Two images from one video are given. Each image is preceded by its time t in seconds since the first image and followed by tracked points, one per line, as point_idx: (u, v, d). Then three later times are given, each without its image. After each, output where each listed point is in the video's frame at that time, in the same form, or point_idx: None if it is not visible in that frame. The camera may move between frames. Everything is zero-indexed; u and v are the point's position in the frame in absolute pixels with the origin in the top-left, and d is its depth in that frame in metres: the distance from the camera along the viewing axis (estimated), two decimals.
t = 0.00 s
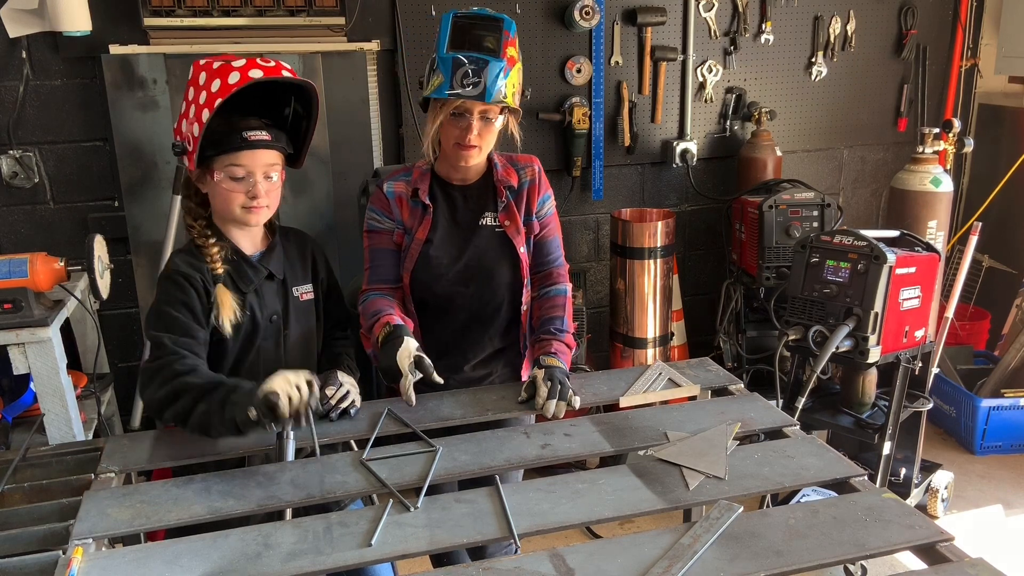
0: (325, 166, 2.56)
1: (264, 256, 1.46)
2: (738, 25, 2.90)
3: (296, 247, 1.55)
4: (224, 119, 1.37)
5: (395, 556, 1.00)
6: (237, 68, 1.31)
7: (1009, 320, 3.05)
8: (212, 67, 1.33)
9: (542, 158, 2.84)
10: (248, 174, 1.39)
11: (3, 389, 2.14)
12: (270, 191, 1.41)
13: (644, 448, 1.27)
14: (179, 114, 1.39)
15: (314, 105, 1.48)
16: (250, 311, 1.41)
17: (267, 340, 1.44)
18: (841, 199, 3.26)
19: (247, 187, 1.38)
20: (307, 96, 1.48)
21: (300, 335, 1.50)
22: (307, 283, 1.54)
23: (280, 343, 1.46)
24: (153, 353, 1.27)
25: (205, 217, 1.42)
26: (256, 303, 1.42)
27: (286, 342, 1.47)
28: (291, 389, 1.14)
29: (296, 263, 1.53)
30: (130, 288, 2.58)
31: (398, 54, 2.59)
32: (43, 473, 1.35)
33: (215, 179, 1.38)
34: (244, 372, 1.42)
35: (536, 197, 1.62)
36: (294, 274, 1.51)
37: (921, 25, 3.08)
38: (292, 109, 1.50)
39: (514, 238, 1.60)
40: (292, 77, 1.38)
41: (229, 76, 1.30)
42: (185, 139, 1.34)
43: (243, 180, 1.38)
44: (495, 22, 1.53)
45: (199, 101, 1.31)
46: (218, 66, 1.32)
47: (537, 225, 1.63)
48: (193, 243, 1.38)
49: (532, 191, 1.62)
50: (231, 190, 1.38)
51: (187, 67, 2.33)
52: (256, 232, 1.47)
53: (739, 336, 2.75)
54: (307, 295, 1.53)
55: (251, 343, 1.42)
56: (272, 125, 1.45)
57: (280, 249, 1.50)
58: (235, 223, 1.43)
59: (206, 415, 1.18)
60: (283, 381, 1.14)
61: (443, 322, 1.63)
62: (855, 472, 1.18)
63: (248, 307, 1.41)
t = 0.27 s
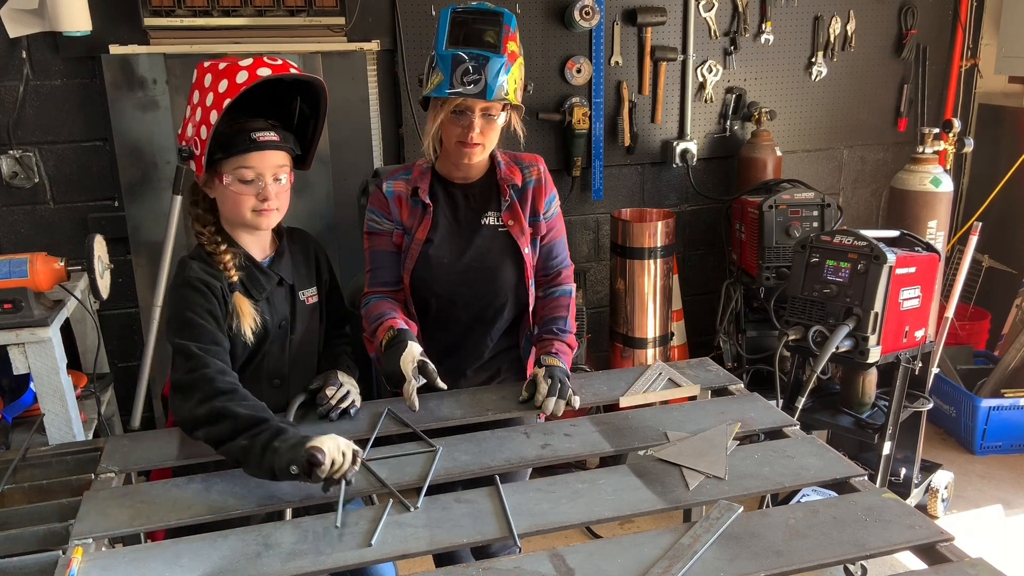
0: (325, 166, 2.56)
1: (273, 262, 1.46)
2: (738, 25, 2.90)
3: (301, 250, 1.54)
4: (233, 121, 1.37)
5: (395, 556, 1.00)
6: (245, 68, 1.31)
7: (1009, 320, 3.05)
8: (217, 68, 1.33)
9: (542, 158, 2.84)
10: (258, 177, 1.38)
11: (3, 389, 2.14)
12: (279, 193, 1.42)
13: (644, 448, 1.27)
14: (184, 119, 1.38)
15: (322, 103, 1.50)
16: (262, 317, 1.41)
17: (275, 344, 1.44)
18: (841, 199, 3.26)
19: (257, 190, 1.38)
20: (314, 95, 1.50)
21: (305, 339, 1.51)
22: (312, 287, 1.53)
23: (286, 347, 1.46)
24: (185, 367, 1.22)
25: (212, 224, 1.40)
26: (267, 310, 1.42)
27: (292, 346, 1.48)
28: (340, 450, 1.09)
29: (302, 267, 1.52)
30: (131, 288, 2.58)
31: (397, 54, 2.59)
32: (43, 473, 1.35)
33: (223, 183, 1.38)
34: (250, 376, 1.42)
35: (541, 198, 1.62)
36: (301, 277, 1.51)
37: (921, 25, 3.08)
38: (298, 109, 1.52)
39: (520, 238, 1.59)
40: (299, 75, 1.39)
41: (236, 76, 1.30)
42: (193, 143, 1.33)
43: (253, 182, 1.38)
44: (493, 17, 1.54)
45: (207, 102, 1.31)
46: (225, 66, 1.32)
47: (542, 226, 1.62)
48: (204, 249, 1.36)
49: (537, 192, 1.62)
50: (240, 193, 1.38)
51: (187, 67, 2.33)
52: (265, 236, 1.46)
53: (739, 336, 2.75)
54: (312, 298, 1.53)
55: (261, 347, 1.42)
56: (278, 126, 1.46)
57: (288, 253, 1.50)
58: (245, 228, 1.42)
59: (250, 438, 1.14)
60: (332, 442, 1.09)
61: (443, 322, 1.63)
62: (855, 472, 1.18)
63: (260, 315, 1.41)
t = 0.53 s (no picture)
0: (325, 165, 2.56)
1: (275, 265, 1.47)
2: (738, 25, 2.89)
3: (302, 252, 1.54)
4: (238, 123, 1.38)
5: (395, 556, 1.00)
6: (250, 68, 1.32)
7: (1009, 320, 3.05)
8: (222, 70, 1.33)
9: (542, 158, 2.84)
10: (261, 179, 1.38)
11: (3, 389, 2.14)
12: (283, 196, 1.42)
13: (644, 448, 1.27)
14: (188, 122, 1.38)
15: (325, 104, 1.51)
16: (264, 322, 1.41)
17: (276, 348, 1.44)
18: (841, 199, 3.26)
19: (260, 192, 1.38)
20: (317, 95, 1.51)
21: (306, 341, 1.51)
22: (313, 289, 1.54)
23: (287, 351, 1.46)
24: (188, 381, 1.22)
25: (213, 228, 1.40)
26: (268, 313, 1.42)
27: (293, 348, 1.48)
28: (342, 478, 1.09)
29: (303, 270, 1.52)
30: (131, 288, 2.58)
31: (397, 54, 2.59)
32: (43, 473, 1.35)
33: (227, 185, 1.38)
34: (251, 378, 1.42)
35: (548, 213, 1.60)
36: (302, 279, 1.51)
37: (922, 25, 3.08)
38: (302, 111, 1.53)
39: (522, 252, 1.57)
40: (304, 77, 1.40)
41: (241, 76, 1.31)
42: (197, 145, 1.33)
43: (256, 184, 1.38)
44: (487, 18, 1.53)
45: (211, 104, 1.31)
46: (230, 68, 1.33)
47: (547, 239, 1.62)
48: (205, 253, 1.36)
49: (544, 206, 1.60)
50: (244, 194, 1.38)
51: (187, 67, 2.33)
52: (267, 239, 1.46)
53: (739, 336, 2.75)
54: (313, 300, 1.53)
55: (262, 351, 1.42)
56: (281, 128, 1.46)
57: (288, 255, 1.50)
58: (248, 231, 1.42)
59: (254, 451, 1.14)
60: (337, 469, 1.09)
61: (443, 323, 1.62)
62: (855, 472, 1.18)
63: (262, 318, 1.41)
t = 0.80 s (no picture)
0: (325, 165, 2.56)
1: (275, 264, 1.47)
2: (738, 25, 2.90)
3: (302, 251, 1.54)
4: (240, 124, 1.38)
5: (395, 556, 1.00)
6: (253, 69, 1.32)
7: (1009, 320, 3.05)
8: (224, 71, 1.33)
9: (542, 158, 2.84)
10: (263, 179, 1.39)
11: (3, 389, 2.14)
12: (284, 196, 1.42)
13: (644, 448, 1.27)
14: (188, 122, 1.38)
15: (327, 104, 1.51)
16: (263, 321, 1.41)
17: (277, 347, 1.45)
18: (841, 199, 3.26)
19: (262, 193, 1.39)
20: (318, 96, 1.52)
21: (306, 340, 1.51)
22: (314, 288, 1.54)
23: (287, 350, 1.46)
24: (188, 380, 1.22)
25: (214, 228, 1.40)
26: (267, 312, 1.43)
27: (294, 347, 1.48)
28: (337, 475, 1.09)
29: (303, 269, 1.52)
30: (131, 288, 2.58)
31: (397, 54, 2.59)
32: (43, 473, 1.35)
33: (228, 186, 1.38)
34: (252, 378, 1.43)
35: (541, 227, 1.49)
36: (302, 279, 1.51)
37: (922, 25, 3.08)
38: (302, 111, 1.54)
39: (513, 267, 1.49)
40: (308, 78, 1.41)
41: (244, 77, 1.31)
42: (198, 145, 1.33)
43: (258, 185, 1.39)
44: (483, 26, 1.42)
45: (213, 104, 1.31)
46: (232, 69, 1.33)
47: (538, 255, 1.50)
48: (205, 253, 1.36)
49: (538, 221, 1.49)
50: (246, 195, 1.38)
51: (187, 67, 2.33)
52: (267, 240, 1.47)
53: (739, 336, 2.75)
54: (314, 300, 1.53)
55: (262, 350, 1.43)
56: (282, 129, 1.46)
57: (289, 255, 1.50)
58: (248, 232, 1.43)
59: (252, 449, 1.14)
60: (332, 469, 1.09)
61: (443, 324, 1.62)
62: (855, 472, 1.18)
63: (262, 317, 1.41)
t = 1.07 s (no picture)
0: (324, 165, 2.56)
1: (274, 264, 1.47)
2: (738, 25, 2.90)
3: (303, 251, 1.53)
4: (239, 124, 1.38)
5: (396, 555, 1.00)
6: (254, 70, 1.33)
7: (1009, 320, 3.05)
8: (225, 72, 1.34)
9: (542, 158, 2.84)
10: (263, 179, 1.39)
11: (3, 389, 2.15)
12: (284, 196, 1.43)
13: (644, 448, 1.27)
14: (188, 122, 1.38)
15: (326, 105, 1.52)
16: (263, 321, 1.42)
17: (277, 346, 1.45)
18: (841, 199, 3.26)
19: (263, 193, 1.39)
20: (318, 96, 1.52)
21: (307, 340, 1.50)
22: (314, 287, 1.53)
23: (287, 349, 1.46)
24: (183, 380, 1.24)
25: (213, 227, 1.40)
26: (267, 311, 1.43)
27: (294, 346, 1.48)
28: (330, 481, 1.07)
29: (303, 268, 1.52)
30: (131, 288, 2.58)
31: (397, 54, 2.59)
32: (43, 473, 1.35)
33: (229, 186, 1.38)
34: (252, 377, 1.44)
35: (539, 236, 1.44)
36: (302, 278, 1.51)
37: (922, 25, 3.08)
38: (301, 111, 1.54)
39: (511, 277, 1.45)
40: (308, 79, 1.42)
41: (246, 79, 1.31)
42: (198, 145, 1.34)
43: (259, 185, 1.39)
44: (482, 35, 1.32)
45: (214, 105, 1.32)
46: (232, 70, 1.33)
47: (536, 263, 1.46)
48: (205, 253, 1.36)
49: (536, 229, 1.44)
50: (247, 195, 1.38)
51: (187, 67, 2.33)
52: (267, 239, 1.47)
53: (739, 336, 2.75)
54: (314, 299, 1.52)
55: (262, 349, 1.43)
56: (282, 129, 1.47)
57: (288, 254, 1.50)
58: (248, 232, 1.43)
59: (244, 446, 1.16)
60: (324, 472, 1.08)
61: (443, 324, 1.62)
62: (855, 472, 1.18)
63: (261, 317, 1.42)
